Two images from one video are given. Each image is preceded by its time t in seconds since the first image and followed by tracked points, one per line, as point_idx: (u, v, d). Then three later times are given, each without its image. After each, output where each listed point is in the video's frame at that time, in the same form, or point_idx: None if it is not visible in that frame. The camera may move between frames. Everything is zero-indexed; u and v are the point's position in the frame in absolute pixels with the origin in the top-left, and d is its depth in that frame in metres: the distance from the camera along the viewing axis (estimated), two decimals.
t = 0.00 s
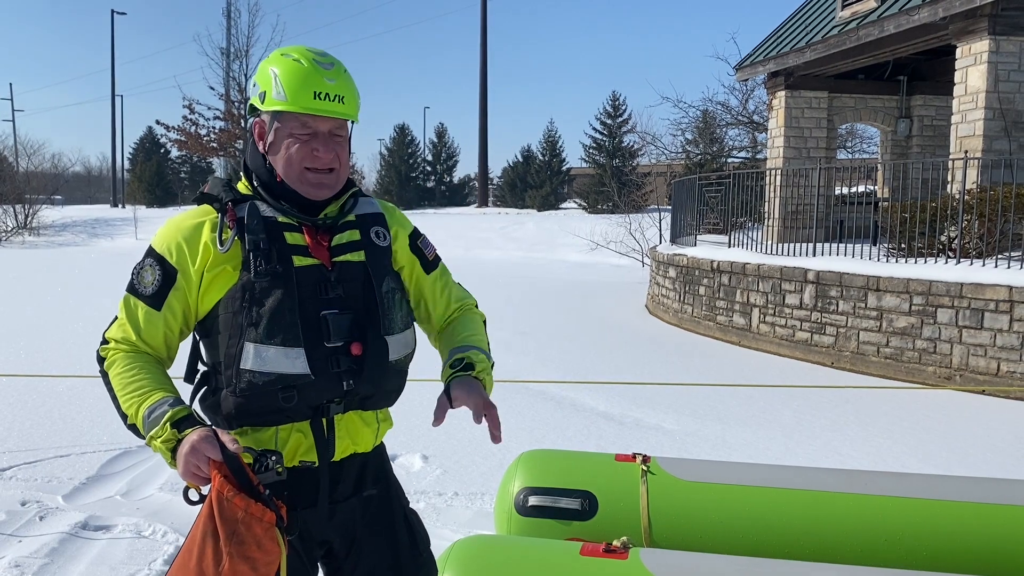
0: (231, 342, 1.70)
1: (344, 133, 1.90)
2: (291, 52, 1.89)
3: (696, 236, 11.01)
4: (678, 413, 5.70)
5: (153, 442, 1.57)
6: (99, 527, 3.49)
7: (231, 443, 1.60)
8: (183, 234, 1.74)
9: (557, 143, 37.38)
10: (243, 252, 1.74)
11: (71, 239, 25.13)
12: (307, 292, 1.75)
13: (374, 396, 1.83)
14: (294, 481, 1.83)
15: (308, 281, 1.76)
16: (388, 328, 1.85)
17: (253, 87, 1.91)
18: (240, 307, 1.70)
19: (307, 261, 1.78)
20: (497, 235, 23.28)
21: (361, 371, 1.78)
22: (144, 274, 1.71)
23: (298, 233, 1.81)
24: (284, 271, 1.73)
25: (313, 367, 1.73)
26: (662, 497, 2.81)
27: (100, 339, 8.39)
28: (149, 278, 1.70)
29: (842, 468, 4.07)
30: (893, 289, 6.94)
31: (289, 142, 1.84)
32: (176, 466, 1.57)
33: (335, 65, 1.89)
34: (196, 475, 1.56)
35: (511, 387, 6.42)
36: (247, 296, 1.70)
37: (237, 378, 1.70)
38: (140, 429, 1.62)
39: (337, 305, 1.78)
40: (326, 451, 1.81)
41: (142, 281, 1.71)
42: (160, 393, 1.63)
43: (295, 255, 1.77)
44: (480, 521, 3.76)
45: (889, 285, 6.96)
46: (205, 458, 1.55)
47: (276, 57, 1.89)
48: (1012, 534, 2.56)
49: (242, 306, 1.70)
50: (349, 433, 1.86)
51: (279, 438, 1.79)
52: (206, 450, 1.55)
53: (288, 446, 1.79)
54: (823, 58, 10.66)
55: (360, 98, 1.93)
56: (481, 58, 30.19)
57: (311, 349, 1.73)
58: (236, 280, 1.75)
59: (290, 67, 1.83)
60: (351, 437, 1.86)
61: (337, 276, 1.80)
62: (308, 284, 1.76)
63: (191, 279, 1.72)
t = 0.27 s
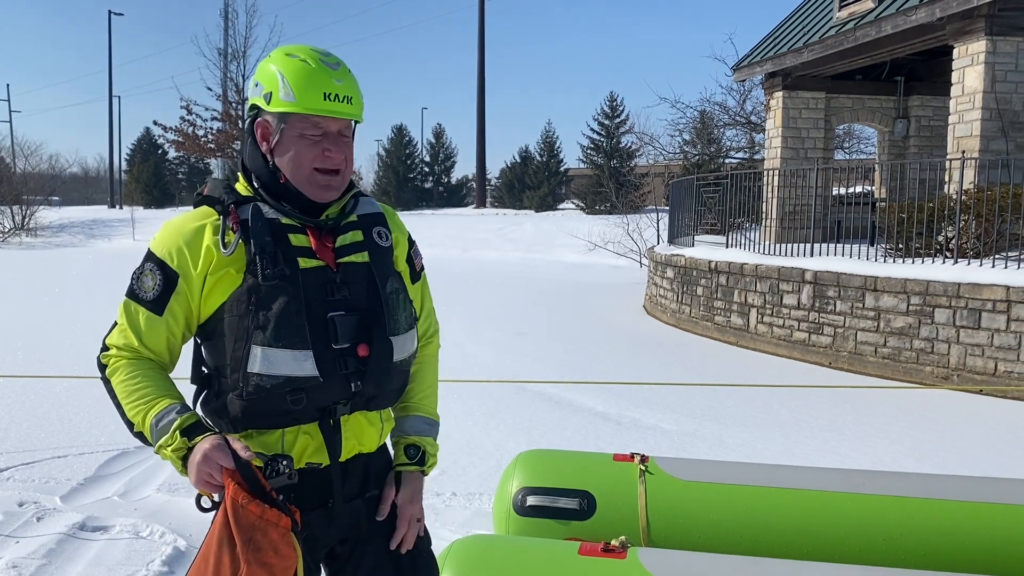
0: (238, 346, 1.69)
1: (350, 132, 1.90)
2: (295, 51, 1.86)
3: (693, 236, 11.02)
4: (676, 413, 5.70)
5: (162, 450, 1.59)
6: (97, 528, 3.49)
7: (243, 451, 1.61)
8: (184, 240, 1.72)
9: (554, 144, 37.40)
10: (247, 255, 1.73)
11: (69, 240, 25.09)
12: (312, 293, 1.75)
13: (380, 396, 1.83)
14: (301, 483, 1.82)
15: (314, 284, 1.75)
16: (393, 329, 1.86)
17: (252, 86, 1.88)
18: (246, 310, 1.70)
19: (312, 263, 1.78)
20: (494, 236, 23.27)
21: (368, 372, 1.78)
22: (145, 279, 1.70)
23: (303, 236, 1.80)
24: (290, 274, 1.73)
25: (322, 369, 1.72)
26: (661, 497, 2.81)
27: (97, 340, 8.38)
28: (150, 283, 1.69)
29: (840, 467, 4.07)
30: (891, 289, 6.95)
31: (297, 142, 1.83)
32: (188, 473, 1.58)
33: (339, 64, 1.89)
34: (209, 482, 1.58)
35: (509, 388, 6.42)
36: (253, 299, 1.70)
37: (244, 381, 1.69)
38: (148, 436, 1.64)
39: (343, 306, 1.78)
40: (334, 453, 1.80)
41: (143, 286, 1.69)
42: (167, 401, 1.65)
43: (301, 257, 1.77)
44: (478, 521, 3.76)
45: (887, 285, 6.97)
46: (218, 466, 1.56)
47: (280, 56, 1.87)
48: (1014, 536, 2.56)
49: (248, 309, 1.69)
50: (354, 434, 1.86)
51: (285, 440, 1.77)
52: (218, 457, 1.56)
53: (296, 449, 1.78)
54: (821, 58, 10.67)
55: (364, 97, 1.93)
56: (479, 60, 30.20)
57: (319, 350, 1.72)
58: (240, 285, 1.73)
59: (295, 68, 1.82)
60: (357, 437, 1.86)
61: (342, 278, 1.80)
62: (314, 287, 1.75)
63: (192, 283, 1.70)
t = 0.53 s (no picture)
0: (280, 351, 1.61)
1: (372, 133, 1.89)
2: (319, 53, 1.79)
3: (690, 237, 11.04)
4: (674, 414, 5.69)
5: (198, 466, 1.43)
6: (93, 530, 3.47)
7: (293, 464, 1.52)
8: (205, 241, 1.57)
9: (551, 145, 37.44)
10: (280, 258, 1.62)
11: (65, 241, 25.11)
12: (350, 293, 1.71)
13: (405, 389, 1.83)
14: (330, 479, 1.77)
15: (352, 283, 1.71)
16: (414, 324, 1.87)
17: (273, 89, 1.75)
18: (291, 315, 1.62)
19: (346, 264, 1.73)
20: (491, 236, 23.30)
21: (404, 367, 1.78)
22: (160, 285, 1.53)
23: (331, 237, 1.75)
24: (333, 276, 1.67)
25: (366, 367, 1.70)
26: (657, 497, 2.81)
27: (95, 341, 8.37)
28: (168, 288, 1.52)
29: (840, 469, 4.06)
30: (887, 290, 6.96)
31: (339, 144, 1.78)
32: (231, 491, 1.44)
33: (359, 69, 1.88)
34: (254, 498, 1.45)
35: (507, 389, 6.41)
36: (298, 303, 1.62)
37: (292, 388, 1.62)
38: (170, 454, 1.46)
39: (378, 304, 1.76)
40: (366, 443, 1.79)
41: (158, 292, 1.52)
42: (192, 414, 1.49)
43: (335, 258, 1.71)
44: (476, 523, 3.75)
45: (883, 286, 6.99)
46: (268, 481, 1.45)
47: (303, 57, 1.77)
48: (1015, 535, 2.56)
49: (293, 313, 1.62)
50: (379, 428, 1.88)
51: (319, 441, 1.72)
52: (273, 476, 1.45)
53: (332, 447, 1.74)
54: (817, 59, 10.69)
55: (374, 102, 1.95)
56: (476, 61, 30.24)
57: (361, 349, 1.70)
58: (274, 289, 1.62)
59: (333, 72, 1.77)
60: (381, 430, 1.88)
61: (371, 276, 1.77)
62: (351, 286, 1.71)
63: (219, 288, 1.56)
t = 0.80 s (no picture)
0: (338, 346, 1.67)
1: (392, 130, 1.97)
2: (347, 56, 1.85)
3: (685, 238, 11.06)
4: (669, 414, 5.71)
5: (278, 459, 1.45)
6: (88, 532, 3.47)
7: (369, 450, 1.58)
8: (259, 240, 1.60)
9: (547, 146, 37.47)
10: (333, 256, 1.69)
11: (60, 242, 25.05)
12: (397, 288, 1.79)
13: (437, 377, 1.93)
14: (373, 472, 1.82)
15: (397, 279, 1.79)
16: (444, 315, 1.97)
17: (307, 89, 1.78)
18: (350, 310, 1.69)
19: (390, 259, 1.81)
20: (487, 238, 23.30)
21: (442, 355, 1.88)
22: (217, 284, 1.53)
23: (372, 235, 1.82)
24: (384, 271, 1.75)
25: (414, 356, 1.79)
26: (651, 498, 2.82)
27: (89, 343, 8.34)
28: (227, 288, 1.53)
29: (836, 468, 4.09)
30: (881, 291, 6.99)
31: (373, 141, 1.85)
32: (311, 480, 1.48)
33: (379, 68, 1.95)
34: (335, 486, 1.50)
35: (504, 390, 6.42)
36: (355, 299, 1.69)
37: (350, 381, 1.69)
38: (239, 452, 1.46)
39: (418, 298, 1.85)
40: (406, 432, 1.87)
41: (215, 292, 1.53)
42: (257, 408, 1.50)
43: (381, 255, 1.78)
44: (471, 524, 3.76)
45: (878, 286, 7.01)
46: (350, 467, 1.51)
47: (336, 60, 1.82)
48: (1002, 533, 2.59)
49: (351, 309, 1.69)
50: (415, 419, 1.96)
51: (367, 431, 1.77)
52: (356, 464, 1.51)
53: (378, 437, 1.80)
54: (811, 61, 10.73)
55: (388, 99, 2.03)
56: (471, 62, 30.27)
57: (410, 340, 1.78)
58: (325, 284, 1.68)
59: (366, 73, 1.84)
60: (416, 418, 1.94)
61: (408, 271, 1.86)
62: (397, 281, 1.79)
63: (276, 287, 1.60)
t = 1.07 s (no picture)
0: (382, 329, 1.71)
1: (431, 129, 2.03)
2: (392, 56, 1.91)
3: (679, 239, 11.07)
4: (664, 414, 5.71)
5: (324, 438, 1.46)
6: (80, 534, 3.46)
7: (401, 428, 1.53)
8: (309, 226, 1.65)
9: (542, 147, 37.49)
10: (377, 243, 1.73)
11: (52, 244, 24.96)
12: (436, 274, 1.81)
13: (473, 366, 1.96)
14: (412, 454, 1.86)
15: (437, 266, 1.82)
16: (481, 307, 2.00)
17: (355, 86, 1.84)
18: (392, 294, 1.72)
19: (430, 249, 1.84)
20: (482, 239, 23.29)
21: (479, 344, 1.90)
22: (270, 268, 1.58)
23: (413, 226, 1.86)
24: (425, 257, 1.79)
25: (454, 342, 1.81)
26: (645, 499, 2.82)
27: (83, 345, 8.30)
28: (280, 271, 1.58)
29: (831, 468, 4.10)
30: (875, 291, 7.01)
31: (415, 136, 1.91)
32: (357, 460, 1.48)
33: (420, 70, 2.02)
34: (382, 465, 1.49)
35: (499, 390, 6.41)
36: (398, 283, 1.73)
37: (393, 362, 1.72)
38: (290, 429, 1.48)
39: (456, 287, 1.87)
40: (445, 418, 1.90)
41: (269, 275, 1.58)
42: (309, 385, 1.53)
43: (421, 244, 1.82)
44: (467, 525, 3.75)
45: (871, 287, 7.03)
46: (394, 445, 1.49)
47: (381, 60, 1.89)
48: (998, 534, 2.60)
49: (394, 292, 1.72)
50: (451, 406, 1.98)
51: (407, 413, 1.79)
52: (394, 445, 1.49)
53: (419, 420, 1.84)
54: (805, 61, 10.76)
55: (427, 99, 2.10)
56: (466, 63, 30.26)
57: (449, 326, 1.81)
58: (370, 270, 1.73)
59: (410, 73, 1.91)
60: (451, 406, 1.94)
61: (447, 261, 1.89)
62: (437, 269, 1.82)
63: (325, 270, 1.65)
